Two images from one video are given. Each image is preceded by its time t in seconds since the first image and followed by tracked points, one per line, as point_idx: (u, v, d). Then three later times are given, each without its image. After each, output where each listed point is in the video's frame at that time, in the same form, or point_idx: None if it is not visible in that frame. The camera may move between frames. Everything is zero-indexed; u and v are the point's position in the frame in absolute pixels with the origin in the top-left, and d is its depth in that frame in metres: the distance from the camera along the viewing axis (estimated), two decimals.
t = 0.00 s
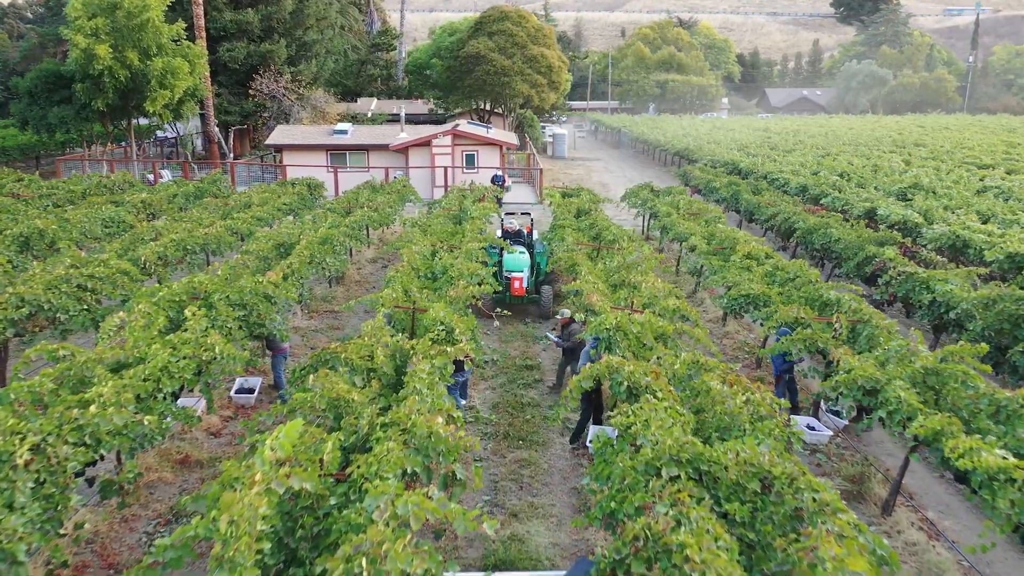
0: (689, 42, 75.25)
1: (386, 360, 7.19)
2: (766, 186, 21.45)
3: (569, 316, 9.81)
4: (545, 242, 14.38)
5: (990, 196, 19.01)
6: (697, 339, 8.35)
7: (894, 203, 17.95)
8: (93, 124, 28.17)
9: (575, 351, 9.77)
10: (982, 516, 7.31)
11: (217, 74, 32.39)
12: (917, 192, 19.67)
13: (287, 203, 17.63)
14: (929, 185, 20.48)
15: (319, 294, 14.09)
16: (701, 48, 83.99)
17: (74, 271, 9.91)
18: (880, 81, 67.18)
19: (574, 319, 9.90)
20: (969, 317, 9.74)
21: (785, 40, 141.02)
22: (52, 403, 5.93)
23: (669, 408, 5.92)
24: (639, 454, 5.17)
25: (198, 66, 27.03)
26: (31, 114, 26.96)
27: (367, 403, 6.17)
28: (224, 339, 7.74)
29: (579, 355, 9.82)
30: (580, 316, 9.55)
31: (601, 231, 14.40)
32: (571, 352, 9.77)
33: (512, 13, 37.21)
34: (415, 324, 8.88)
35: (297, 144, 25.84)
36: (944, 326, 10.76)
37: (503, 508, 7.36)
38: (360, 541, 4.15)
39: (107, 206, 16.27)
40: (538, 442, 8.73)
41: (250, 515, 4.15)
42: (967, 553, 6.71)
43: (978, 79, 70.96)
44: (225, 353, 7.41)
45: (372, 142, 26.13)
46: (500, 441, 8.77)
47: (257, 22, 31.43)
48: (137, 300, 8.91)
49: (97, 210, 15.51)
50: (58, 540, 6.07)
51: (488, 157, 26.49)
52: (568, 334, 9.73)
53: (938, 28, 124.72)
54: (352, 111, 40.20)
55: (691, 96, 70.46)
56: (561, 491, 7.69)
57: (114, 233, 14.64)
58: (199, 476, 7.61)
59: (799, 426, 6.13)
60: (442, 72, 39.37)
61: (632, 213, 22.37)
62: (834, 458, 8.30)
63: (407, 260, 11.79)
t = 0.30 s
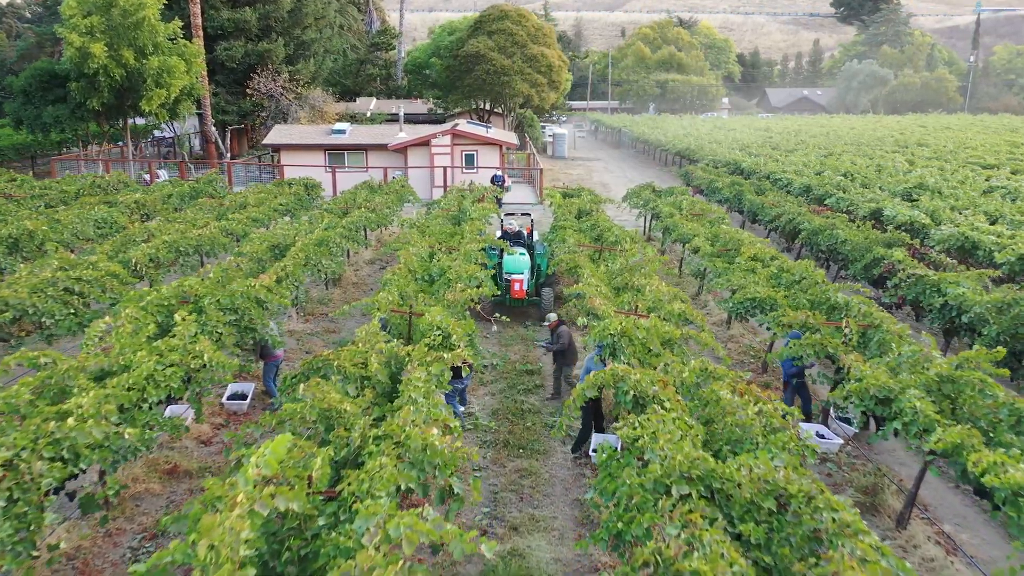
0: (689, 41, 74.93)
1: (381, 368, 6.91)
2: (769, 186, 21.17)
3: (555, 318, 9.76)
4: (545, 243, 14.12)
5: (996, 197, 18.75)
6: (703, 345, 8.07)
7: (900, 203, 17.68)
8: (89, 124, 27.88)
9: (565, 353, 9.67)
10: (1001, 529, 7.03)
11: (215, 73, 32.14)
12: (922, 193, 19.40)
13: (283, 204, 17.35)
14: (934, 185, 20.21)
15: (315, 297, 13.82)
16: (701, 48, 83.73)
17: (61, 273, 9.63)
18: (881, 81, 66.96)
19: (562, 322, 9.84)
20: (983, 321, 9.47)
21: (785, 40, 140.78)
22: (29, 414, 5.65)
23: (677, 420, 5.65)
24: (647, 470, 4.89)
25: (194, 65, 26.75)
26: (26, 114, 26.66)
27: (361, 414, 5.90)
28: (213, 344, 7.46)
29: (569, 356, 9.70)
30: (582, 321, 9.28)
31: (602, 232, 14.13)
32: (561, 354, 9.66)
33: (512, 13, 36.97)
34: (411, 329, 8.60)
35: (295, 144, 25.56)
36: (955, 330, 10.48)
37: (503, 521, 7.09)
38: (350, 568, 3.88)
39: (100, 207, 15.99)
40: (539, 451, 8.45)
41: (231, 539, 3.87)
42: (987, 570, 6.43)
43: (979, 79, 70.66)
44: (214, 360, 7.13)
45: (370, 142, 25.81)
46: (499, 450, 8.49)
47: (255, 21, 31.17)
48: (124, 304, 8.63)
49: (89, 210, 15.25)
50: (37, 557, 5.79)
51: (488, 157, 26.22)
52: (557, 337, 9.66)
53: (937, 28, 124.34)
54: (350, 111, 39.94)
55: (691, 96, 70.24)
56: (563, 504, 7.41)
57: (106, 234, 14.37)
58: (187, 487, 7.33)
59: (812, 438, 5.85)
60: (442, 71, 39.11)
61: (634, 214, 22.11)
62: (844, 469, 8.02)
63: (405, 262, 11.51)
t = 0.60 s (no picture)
0: (688, 41, 74.66)
1: (375, 376, 6.62)
2: (771, 187, 20.89)
3: (548, 318, 9.42)
4: (546, 244, 13.84)
5: (1003, 197, 18.46)
6: (710, 351, 7.80)
7: (906, 203, 17.39)
8: (84, 123, 27.60)
9: (559, 353, 9.31)
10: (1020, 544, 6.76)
11: (212, 73, 31.88)
12: (928, 193, 19.12)
13: (279, 204, 17.05)
14: (940, 185, 19.93)
15: (312, 299, 13.55)
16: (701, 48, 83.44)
17: (47, 276, 9.35)
18: (882, 81, 66.63)
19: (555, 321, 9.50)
20: (998, 325, 9.19)
21: (786, 40, 140.39)
22: (3, 426, 5.38)
23: (685, 432, 5.37)
24: (655, 488, 4.61)
25: (191, 63, 26.45)
26: (20, 113, 26.36)
27: (353, 426, 5.62)
28: (199, 351, 7.17)
29: (564, 357, 9.36)
30: (585, 325, 8.99)
31: (604, 233, 13.85)
32: (555, 355, 9.34)
33: (511, 12, 36.71)
34: (408, 335, 8.32)
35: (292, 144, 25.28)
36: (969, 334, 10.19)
37: (502, 535, 6.81)
38: None
39: (92, 207, 15.70)
40: (540, 460, 8.17)
41: (209, 568, 3.59)
42: None
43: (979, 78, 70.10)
44: (200, 367, 6.84)
45: (368, 142, 25.51)
46: (499, 459, 8.20)
47: (253, 20, 30.90)
48: (110, 307, 8.34)
49: (81, 211, 14.97)
50: None
51: (487, 156, 25.93)
52: (551, 337, 9.31)
53: (938, 28, 123.96)
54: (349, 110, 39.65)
55: (691, 96, 69.93)
56: (565, 517, 7.13)
57: (97, 235, 14.09)
58: (174, 499, 7.04)
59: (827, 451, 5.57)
60: (441, 71, 38.85)
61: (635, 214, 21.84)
62: (857, 479, 7.75)
63: (402, 264, 11.24)
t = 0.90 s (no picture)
0: (688, 40, 74.38)
1: (368, 385, 6.33)
2: (775, 187, 20.60)
3: (548, 322, 9.12)
4: (546, 245, 13.56)
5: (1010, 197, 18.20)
6: (717, 358, 7.52)
7: (912, 203, 17.11)
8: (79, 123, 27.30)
9: (559, 359, 9.01)
10: None
11: (209, 72, 31.59)
12: (934, 193, 18.85)
13: (275, 204, 16.76)
14: (945, 184, 19.66)
15: (307, 302, 13.26)
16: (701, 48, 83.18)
17: (32, 279, 9.05)
18: (883, 80, 66.17)
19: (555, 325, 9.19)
20: (1013, 329, 8.91)
21: (786, 40, 140.05)
22: None
23: (693, 446, 5.11)
24: (663, 510, 4.34)
25: (187, 62, 26.16)
26: (13, 112, 26.05)
27: (344, 441, 5.35)
28: (185, 358, 6.87)
29: (564, 363, 9.06)
30: (587, 330, 8.70)
31: (605, 234, 13.58)
32: (554, 361, 9.04)
33: (511, 10, 36.44)
34: (404, 340, 8.05)
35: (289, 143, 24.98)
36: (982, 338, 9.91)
37: (501, 550, 6.54)
38: None
39: (84, 208, 15.40)
40: (540, 471, 7.88)
41: None
42: None
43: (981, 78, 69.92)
44: (187, 376, 6.54)
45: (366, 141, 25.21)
46: (497, 466, 7.99)
47: (250, 18, 30.62)
48: (94, 312, 8.04)
49: (72, 212, 14.67)
50: None
51: (486, 156, 25.66)
52: (551, 342, 9.00)
53: (938, 27, 123.40)
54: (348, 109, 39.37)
55: (692, 96, 69.65)
56: (566, 531, 6.84)
57: (88, 236, 13.80)
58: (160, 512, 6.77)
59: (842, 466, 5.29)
60: (440, 70, 38.58)
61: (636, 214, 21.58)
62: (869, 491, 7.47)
63: (398, 266, 10.95)
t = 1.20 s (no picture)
0: (688, 40, 74.09)
1: (360, 397, 6.03)
2: (778, 187, 20.33)
3: (552, 329, 8.83)
4: (546, 247, 13.29)
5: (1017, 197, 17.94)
6: (724, 365, 7.25)
7: (918, 204, 16.85)
8: (74, 122, 27.02)
9: (561, 369, 8.73)
10: None
11: (206, 71, 31.30)
12: (939, 193, 18.59)
13: (270, 205, 16.48)
14: (950, 185, 19.38)
15: (302, 304, 12.99)
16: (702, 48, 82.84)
17: (15, 282, 8.76)
18: (885, 79, 64.93)
19: (559, 332, 8.91)
20: None
21: (786, 40, 139.66)
22: None
23: (704, 462, 4.87)
24: (672, 535, 4.10)
25: (183, 61, 25.88)
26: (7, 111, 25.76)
27: (334, 457, 5.09)
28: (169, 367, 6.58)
29: (565, 372, 8.78)
30: (589, 336, 8.41)
31: (606, 235, 13.32)
32: (555, 370, 8.76)
33: (511, 9, 36.19)
34: (399, 347, 7.79)
35: (287, 143, 24.69)
36: (994, 343, 9.64)
37: (500, 566, 6.27)
38: None
39: (75, 208, 15.11)
40: (541, 483, 7.61)
41: None
42: None
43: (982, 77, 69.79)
44: (172, 387, 6.27)
45: (365, 141, 24.91)
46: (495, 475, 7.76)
47: (247, 17, 30.37)
48: (77, 318, 7.73)
49: (62, 212, 14.38)
50: None
51: (486, 156, 25.39)
52: (552, 351, 8.73)
53: (939, 26, 122.72)
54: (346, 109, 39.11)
55: (692, 96, 69.33)
56: (568, 547, 6.56)
57: (79, 237, 13.52)
58: (144, 526, 6.50)
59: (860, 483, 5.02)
60: (439, 69, 38.31)
61: (637, 215, 21.31)
62: (883, 503, 7.20)
63: (395, 268, 10.69)
